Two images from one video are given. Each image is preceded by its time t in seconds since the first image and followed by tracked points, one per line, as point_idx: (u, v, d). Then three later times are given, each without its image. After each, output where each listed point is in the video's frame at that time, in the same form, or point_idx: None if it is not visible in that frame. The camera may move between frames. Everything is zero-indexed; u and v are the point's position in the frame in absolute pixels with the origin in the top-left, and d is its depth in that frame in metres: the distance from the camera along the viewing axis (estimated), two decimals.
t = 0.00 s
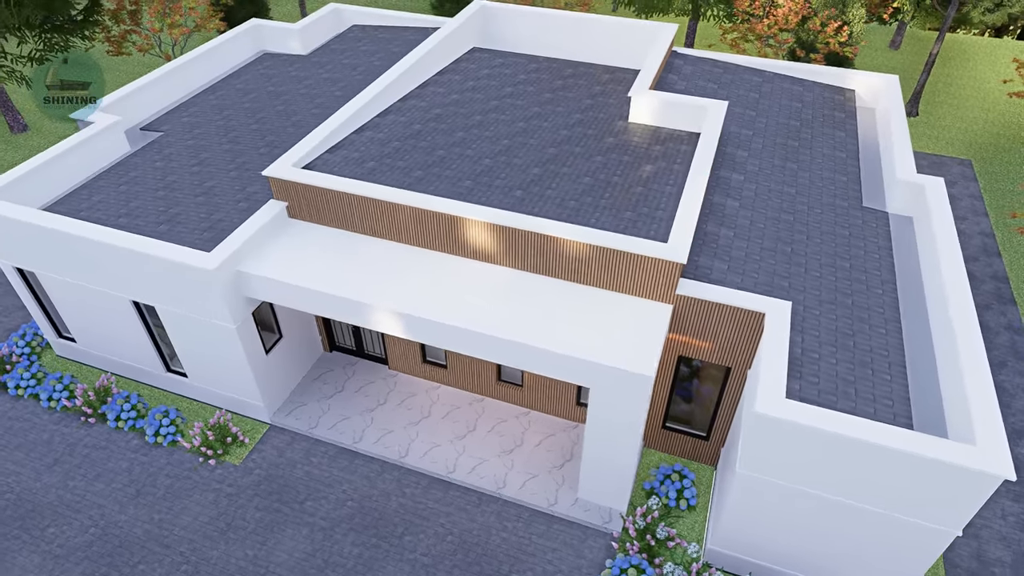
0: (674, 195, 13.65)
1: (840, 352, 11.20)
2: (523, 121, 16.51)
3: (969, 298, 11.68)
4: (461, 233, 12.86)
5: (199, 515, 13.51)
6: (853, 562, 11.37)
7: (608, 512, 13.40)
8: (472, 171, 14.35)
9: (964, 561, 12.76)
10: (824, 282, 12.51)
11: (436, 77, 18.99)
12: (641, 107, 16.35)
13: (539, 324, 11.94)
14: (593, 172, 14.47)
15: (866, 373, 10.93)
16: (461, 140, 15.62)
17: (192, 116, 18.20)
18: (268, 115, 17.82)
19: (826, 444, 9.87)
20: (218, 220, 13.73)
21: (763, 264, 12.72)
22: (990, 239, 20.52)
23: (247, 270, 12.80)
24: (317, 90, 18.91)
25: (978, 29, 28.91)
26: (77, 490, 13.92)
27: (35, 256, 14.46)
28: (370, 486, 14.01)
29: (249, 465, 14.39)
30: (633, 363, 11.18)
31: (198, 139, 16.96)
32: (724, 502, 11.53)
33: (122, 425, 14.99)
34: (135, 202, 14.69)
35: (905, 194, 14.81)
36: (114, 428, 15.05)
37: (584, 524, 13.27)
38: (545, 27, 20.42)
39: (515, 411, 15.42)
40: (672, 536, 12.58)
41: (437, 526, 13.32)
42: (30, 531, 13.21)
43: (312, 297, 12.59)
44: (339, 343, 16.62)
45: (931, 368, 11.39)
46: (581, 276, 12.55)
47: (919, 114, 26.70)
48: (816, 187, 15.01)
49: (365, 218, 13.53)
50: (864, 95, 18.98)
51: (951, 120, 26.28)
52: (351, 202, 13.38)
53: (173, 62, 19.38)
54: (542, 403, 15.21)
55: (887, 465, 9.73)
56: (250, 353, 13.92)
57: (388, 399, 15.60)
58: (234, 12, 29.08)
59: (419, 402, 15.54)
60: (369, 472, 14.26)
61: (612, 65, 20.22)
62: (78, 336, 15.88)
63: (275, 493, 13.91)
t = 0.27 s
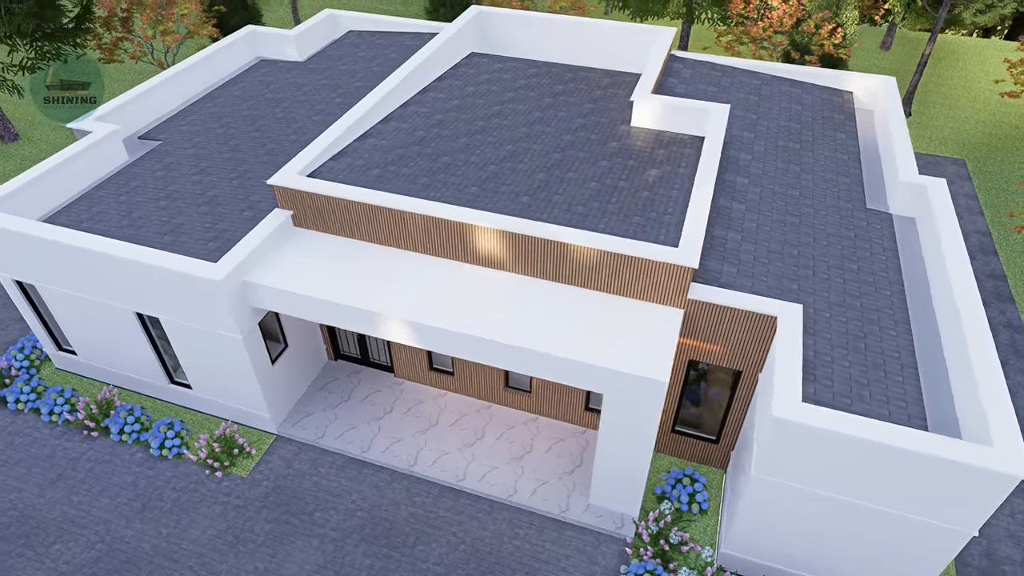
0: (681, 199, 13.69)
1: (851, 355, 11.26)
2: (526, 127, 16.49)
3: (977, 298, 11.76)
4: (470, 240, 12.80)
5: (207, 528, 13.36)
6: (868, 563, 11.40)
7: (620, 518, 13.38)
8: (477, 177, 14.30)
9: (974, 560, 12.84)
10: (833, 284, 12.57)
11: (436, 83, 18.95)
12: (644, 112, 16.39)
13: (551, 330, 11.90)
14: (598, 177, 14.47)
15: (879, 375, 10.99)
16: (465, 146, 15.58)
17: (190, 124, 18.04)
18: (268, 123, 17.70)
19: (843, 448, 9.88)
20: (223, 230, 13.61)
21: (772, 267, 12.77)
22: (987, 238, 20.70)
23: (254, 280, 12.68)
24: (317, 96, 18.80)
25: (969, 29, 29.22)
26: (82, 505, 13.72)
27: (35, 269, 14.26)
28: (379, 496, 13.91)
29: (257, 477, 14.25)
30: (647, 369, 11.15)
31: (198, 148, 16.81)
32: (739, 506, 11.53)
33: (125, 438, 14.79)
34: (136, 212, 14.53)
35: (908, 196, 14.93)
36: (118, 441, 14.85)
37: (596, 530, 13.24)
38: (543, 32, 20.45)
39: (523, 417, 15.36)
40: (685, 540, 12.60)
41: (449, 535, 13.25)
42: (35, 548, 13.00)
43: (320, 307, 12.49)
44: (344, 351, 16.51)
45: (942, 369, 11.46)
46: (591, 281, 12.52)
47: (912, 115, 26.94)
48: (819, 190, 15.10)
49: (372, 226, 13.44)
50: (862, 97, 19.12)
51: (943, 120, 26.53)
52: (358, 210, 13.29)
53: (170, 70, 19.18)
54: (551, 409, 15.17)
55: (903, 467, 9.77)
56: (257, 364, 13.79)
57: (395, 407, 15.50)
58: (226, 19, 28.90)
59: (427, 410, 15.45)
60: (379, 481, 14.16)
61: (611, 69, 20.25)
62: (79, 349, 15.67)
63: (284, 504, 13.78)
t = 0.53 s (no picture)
0: (687, 202, 13.70)
1: (862, 356, 11.30)
2: (528, 131, 16.46)
3: (985, 298, 11.82)
4: (479, 246, 12.75)
5: (214, 540, 13.22)
6: (882, 565, 11.40)
7: (631, 522, 13.36)
8: (482, 182, 14.24)
9: (983, 558, 12.89)
10: (840, 286, 12.61)
11: (436, 87, 18.87)
12: (646, 114, 16.40)
13: (561, 336, 11.85)
14: (603, 181, 14.45)
15: (890, 377, 11.03)
16: (468, 150, 15.51)
17: (189, 130, 17.87)
18: (268, 129, 17.56)
19: (859, 450, 9.88)
20: (226, 238, 13.47)
21: (779, 269, 12.81)
22: (984, 236, 20.85)
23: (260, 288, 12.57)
24: (316, 101, 18.68)
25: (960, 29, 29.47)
26: (86, 519, 13.54)
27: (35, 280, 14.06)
28: (388, 504, 13.81)
29: (263, 487, 14.12)
30: (659, 374, 11.13)
31: (197, 155, 16.64)
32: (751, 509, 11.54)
33: (129, 449, 14.62)
34: (137, 221, 14.36)
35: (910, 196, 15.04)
36: (121, 453, 14.67)
37: (607, 535, 13.22)
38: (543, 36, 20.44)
39: (530, 422, 15.31)
40: (696, 544, 12.59)
41: (459, 542, 13.17)
42: (40, 563, 12.81)
43: (328, 314, 12.39)
44: (348, 358, 16.39)
45: (951, 369, 11.52)
46: (600, 286, 12.49)
47: (906, 114, 27.14)
48: (823, 191, 15.16)
49: (377, 232, 13.34)
50: (860, 98, 19.24)
51: (937, 119, 26.73)
52: (364, 217, 13.20)
53: (166, 76, 19.02)
54: (558, 414, 15.13)
55: (917, 468, 9.79)
56: (263, 373, 13.67)
57: (401, 414, 15.41)
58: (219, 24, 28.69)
59: (433, 416, 15.37)
60: (386, 489, 14.07)
61: (610, 71, 20.24)
62: (79, 360, 15.48)
63: (291, 514, 13.66)
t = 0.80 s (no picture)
0: (693, 205, 13.73)
1: (873, 358, 11.36)
2: (530, 134, 16.43)
3: (991, 298, 11.91)
4: (486, 252, 12.70)
5: (223, 551, 13.09)
6: (893, 565, 11.45)
7: (641, 526, 13.40)
8: (487, 187, 14.20)
9: (991, 556, 12.97)
10: (847, 287, 12.67)
11: (435, 91, 18.79)
12: (647, 117, 16.42)
13: (572, 341, 11.83)
14: (608, 184, 14.45)
15: (900, 378, 11.09)
16: (471, 155, 15.46)
17: (187, 137, 17.70)
18: (267, 135, 17.43)
19: (872, 452, 9.93)
20: (231, 247, 13.34)
21: (786, 271, 12.86)
22: (980, 233, 21.03)
23: (266, 297, 12.45)
24: (315, 107, 18.56)
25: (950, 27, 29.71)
26: (91, 533, 13.36)
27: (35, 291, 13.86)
28: (397, 512, 13.73)
29: (270, 497, 14.01)
30: (672, 378, 11.13)
31: (197, 162, 16.48)
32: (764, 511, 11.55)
33: (132, 461, 14.45)
34: (139, 230, 14.20)
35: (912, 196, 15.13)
36: (125, 465, 14.49)
37: (618, 539, 13.23)
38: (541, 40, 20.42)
39: (537, 427, 15.27)
40: (708, 547, 12.61)
41: (470, 549, 13.11)
42: None
43: (336, 323, 12.30)
44: (352, 365, 16.28)
45: (959, 369, 11.60)
46: (609, 290, 12.47)
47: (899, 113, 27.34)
48: (826, 192, 15.23)
49: (383, 239, 13.27)
50: (858, 98, 19.35)
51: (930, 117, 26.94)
52: (370, 224, 13.11)
53: (162, 82, 18.82)
54: (565, 418, 15.10)
55: (931, 469, 9.82)
56: (269, 382, 13.56)
57: (407, 421, 15.33)
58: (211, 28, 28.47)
59: (440, 422, 15.31)
60: (395, 497, 13.98)
61: (609, 73, 20.23)
62: (80, 372, 15.28)
63: (300, 524, 13.55)
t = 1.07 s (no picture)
0: (700, 208, 13.79)
1: (884, 358, 11.45)
2: (534, 138, 16.43)
3: (997, 296, 12.02)
4: (496, 257, 12.67)
5: (234, 562, 13.00)
6: (907, 563, 11.50)
7: (654, 528, 13.42)
8: (494, 192, 14.19)
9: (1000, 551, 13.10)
10: (855, 287, 12.77)
11: (435, 94, 18.75)
12: (650, 119, 16.49)
13: (584, 345, 11.84)
14: (614, 187, 14.49)
15: (911, 377, 11.20)
16: (476, 159, 15.43)
17: (186, 144, 17.54)
18: (268, 141, 17.31)
19: (888, 453, 9.98)
20: (237, 256, 13.25)
21: (794, 272, 12.95)
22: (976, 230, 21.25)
23: (275, 306, 12.35)
24: (314, 112, 18.47)
25: (940, 25, 29.98)
26: (99, 547, 13.21)
27: (38, 303, 13.67)
28: (409, 519, 13.68)
29: (280, 506, 13.93)
30: (686, 381, 11.16)
31: (198, 170, 16.35)
32: (777, 512, 11.62)
33: (139, 473, 14.30)
34: (143, 240, 14.07)
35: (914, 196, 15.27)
36: (131, 477, 14.34)
37: (631, 542, 13.25)
38: (540, 43, 20.43)
39: (546, 430, 15.28)
40: (721, 548, 12.69)
41: (484, 555, 13.10)
42: None
43: (347, 331, 12.25)
44: (358, 372, 16.20)
45: (968, 367, 11.71)
46: (620, 294, 12.50)
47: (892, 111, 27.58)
48: (829, 193, 15.34)
49: (391, 246, 13.22)
50: (855, 98, 19.50)
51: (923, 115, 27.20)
52: (379, 231, 13.06)
53: (159, 89, 18.63)
54: (574, 422, 15.11)
55: (945, 468, 9.86)
56: (278, 391, 13.47)
57: (416, 427, 15.28)
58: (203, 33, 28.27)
59: (448, 428, 15.27)
60: (406, 504, 13.94)
61: (609, 75, 20.28)
62: (83, 383, 15.10)
63: (311, 534, 13.48)
